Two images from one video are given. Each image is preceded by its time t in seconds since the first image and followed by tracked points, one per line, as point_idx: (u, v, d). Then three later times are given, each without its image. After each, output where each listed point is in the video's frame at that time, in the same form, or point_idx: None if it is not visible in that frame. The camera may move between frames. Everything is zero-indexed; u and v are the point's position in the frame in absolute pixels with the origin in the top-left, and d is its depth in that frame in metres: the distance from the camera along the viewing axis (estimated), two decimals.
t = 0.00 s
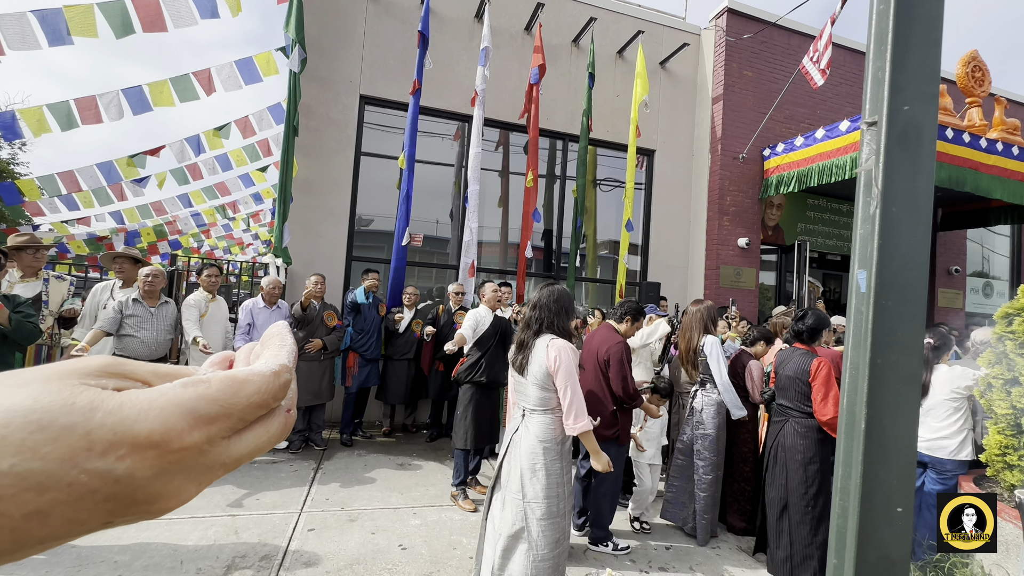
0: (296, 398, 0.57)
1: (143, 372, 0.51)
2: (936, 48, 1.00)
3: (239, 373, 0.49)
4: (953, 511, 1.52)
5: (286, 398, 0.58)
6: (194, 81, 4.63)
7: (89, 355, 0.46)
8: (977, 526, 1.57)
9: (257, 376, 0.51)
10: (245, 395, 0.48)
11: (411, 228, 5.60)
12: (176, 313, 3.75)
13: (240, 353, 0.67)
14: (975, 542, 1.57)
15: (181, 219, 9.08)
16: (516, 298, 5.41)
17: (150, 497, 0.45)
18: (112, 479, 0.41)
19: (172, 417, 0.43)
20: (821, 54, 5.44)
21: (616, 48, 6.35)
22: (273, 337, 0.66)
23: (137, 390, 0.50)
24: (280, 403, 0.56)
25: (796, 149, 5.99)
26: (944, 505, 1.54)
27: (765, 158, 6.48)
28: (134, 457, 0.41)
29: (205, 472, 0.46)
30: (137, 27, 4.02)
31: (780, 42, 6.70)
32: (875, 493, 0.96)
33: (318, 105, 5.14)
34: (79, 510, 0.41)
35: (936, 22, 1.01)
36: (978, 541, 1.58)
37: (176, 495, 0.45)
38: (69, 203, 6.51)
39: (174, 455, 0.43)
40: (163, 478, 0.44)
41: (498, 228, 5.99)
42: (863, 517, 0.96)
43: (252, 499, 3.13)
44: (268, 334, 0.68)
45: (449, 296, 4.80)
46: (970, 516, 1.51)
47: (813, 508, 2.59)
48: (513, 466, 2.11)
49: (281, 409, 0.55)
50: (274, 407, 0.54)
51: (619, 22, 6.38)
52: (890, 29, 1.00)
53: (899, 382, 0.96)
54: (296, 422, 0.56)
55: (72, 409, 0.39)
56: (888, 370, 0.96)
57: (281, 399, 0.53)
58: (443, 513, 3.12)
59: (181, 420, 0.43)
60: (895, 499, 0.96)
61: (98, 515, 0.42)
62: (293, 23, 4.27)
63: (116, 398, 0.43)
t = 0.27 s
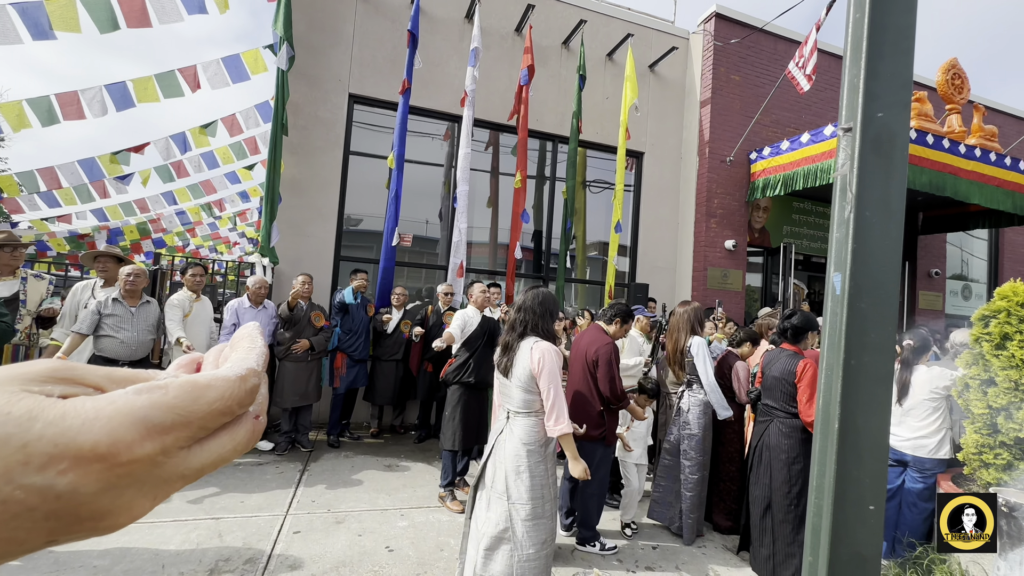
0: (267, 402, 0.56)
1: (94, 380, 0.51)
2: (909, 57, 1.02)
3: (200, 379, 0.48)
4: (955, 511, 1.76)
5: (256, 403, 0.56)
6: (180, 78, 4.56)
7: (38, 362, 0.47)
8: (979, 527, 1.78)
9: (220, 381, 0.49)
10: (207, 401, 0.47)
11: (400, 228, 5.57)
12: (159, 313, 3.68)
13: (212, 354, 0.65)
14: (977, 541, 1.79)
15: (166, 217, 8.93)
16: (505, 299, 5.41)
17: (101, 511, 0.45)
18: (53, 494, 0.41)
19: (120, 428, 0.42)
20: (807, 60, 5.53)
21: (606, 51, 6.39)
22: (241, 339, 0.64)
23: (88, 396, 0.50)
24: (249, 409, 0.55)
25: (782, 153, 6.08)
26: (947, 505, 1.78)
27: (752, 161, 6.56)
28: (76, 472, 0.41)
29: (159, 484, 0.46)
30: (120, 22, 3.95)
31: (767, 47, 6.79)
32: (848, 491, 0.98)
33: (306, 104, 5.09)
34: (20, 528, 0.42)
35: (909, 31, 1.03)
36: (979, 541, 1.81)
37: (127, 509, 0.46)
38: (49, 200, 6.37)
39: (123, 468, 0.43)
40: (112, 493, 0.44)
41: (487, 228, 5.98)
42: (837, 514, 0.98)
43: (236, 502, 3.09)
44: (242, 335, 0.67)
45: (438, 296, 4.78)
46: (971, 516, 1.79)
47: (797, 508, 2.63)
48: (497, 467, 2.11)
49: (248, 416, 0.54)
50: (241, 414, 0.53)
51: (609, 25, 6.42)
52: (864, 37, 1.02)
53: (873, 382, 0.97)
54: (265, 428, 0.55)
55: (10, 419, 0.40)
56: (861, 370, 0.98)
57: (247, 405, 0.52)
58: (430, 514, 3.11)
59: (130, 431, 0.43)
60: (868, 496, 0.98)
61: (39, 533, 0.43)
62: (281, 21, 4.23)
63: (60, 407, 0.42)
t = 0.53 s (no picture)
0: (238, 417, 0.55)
1: (50, 396, 0.50)
2: (883, 65, 1.04)
3: (165, 394, 0.46)
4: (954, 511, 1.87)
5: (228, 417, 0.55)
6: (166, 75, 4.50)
7: None
8: (978, 526, 1.90)
9: (188, 397, 0.48)
10: (170, 419, 0.46)
11: (390, 228, 5.55)
12: (143, 313, 3.62)
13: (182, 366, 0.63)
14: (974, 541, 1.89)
15: (152, 216, 8.79)
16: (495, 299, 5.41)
17: (51, 538, 0.44)
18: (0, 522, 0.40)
19: (75, 450, 0.41)
20: (794, 65, 5.60)
21: (597, 53, 6.42)
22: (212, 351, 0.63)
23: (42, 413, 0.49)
24: (219, 424, 0.54)
25: (769, 157, 6.16)
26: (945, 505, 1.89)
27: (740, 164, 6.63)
28: (24, 498, 0.40)
29: (117, 507, 0.45)
30: (105, 17, 3.89)
31: (755, 51, 6.87)
32: (823, 487, 1.00)
33: (295, 102, 5.05)
34: None
35: (883, 39, 1.05)
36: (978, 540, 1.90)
37: (81, 532, 0.45)
38: (31, 197, 6.24)
39: (75, 493, 0.42)
40: (66, 517, 0.43)
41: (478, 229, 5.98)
42: (812, 510, 1.00)
43: (221, 504, 3.05)
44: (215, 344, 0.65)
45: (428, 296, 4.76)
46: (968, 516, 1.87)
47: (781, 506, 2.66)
48: (484, 467, 2.11)
49: (218, 430, 0.53)
50: (210, 430, 0.52)
51: (600, 27, 6.46)
52: (840, 45, 1.04)
53: (847, 382, 0.99)
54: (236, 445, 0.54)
55: None
56: (836, 370, 1.00)
57: (215, 422, 0.51)
58: (419, 515, 3.10)
59: (83, 453, 0.41)
60: (841, 492, 0.99)
61: None
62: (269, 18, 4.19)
63: (10, 429, 0.41)
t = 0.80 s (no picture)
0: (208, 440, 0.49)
1: None
2: (859, 72, 1.07)
3: (126, 424, 0.41)
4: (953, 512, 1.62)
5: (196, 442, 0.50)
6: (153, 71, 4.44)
7: None
8: (979, 527, 1.66)
9: (149, 426, 0.43)
10: (132, 450, 0.41)
11: (381, 228, 5.52)
12: (127, 313, 3.57)
13: (151, 389, 0.59)
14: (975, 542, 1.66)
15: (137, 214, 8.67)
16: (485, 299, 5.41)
17: None
18: None
19: (21, 488, 0.36)
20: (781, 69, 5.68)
21: (587, 55, 6.46)
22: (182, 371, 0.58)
23: None
24: (184, 450, 0.48)
25: (757, 160, 6.23)
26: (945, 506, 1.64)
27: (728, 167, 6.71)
28: None
29: (70, 544, 0.41)
30: (90, 12, 3.83)
31: (744, 55, 6.96)
32: (799, 484, 1.02)
33: (284, 101, 5.01)
34: None
35: (860, 48, 1.08)
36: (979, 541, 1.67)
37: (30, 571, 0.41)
38: (12, 195, 6.12)
39: (22, 532, 0.38)
40: (12, 557, 0.39)
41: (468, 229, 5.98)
42: (789, 506, 1.02)
43: (208, 506, 3.02)
44: (181, 367, 0.59)
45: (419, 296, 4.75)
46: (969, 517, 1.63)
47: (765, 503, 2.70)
48: (472, 467, 2.12)
49: (185, 458, 0.48)
50: (175, 457, 0.47)
51: (591, 29, 6.50)
52: (818, 53, 1.06)
53: (823, 382, 1.01)
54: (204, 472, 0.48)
55: None
56: (813, 370, 1.01)
57: (181, 449, 0.46)
58: (408, 516, 3.09)
59: (32, 491, 0.37)
60: (818, 489, 1.01)
61: None
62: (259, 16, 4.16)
63: None
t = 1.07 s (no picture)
0: (152, 471, 0.52)
1: None
2: (837, 78, 1.09)
3: (60, 454, 0.43)
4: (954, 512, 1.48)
5: (140, 470, 0.52)
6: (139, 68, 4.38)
7: None
8: (979, 527, 1.51)
9: (88, 455, 0.44)
10: (63, 484, 0.43)
11: (371, 227, 5.49)
12: (111, 313, 3.51)
13: (102, 409, 0.59)
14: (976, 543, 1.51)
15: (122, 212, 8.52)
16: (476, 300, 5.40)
17: None
18: None
19: None
20: (769, 73, 5.75)
21: (578, 56, 6.48)
22: (134, 394, 0.58)
23: None
24: (130, 478, 0.51)
25: (745, 162, 6.30)
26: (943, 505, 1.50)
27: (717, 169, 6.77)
28: None
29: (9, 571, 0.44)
30: (74, 7, 3.76)
31: (733, 59, 7.03)
32: (777, 482, 1.03)
33: (273, 99, 4.96)
34: None
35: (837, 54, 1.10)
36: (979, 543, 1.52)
37: None
38: None
39: None
40: None
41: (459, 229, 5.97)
42: (767, 503, 1.03)
43: (193, 508, 2.98)
44: (134, 388, 0.59)
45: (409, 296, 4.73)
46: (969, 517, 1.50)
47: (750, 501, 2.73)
48: (463, 468, 2.12)
49: (128, 486, 0.51)
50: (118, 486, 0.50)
51: (582, 31, 6.53)
52: (796, 60, 1.09)
53: (800, 380, 1.03)
54: (146, 502, 0.51)
55: None
56: (790, 369, 1.03)
57: (121, 479, 0.48)
58: (397, 517, 3.07)
59: None
60: (795, 486, 1.03)
61: None
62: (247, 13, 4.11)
63: None
